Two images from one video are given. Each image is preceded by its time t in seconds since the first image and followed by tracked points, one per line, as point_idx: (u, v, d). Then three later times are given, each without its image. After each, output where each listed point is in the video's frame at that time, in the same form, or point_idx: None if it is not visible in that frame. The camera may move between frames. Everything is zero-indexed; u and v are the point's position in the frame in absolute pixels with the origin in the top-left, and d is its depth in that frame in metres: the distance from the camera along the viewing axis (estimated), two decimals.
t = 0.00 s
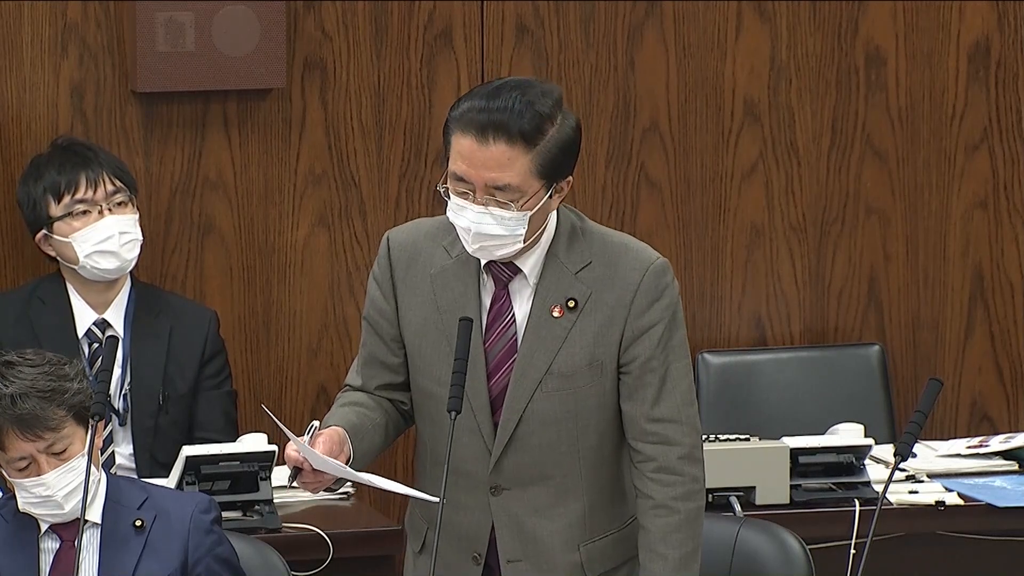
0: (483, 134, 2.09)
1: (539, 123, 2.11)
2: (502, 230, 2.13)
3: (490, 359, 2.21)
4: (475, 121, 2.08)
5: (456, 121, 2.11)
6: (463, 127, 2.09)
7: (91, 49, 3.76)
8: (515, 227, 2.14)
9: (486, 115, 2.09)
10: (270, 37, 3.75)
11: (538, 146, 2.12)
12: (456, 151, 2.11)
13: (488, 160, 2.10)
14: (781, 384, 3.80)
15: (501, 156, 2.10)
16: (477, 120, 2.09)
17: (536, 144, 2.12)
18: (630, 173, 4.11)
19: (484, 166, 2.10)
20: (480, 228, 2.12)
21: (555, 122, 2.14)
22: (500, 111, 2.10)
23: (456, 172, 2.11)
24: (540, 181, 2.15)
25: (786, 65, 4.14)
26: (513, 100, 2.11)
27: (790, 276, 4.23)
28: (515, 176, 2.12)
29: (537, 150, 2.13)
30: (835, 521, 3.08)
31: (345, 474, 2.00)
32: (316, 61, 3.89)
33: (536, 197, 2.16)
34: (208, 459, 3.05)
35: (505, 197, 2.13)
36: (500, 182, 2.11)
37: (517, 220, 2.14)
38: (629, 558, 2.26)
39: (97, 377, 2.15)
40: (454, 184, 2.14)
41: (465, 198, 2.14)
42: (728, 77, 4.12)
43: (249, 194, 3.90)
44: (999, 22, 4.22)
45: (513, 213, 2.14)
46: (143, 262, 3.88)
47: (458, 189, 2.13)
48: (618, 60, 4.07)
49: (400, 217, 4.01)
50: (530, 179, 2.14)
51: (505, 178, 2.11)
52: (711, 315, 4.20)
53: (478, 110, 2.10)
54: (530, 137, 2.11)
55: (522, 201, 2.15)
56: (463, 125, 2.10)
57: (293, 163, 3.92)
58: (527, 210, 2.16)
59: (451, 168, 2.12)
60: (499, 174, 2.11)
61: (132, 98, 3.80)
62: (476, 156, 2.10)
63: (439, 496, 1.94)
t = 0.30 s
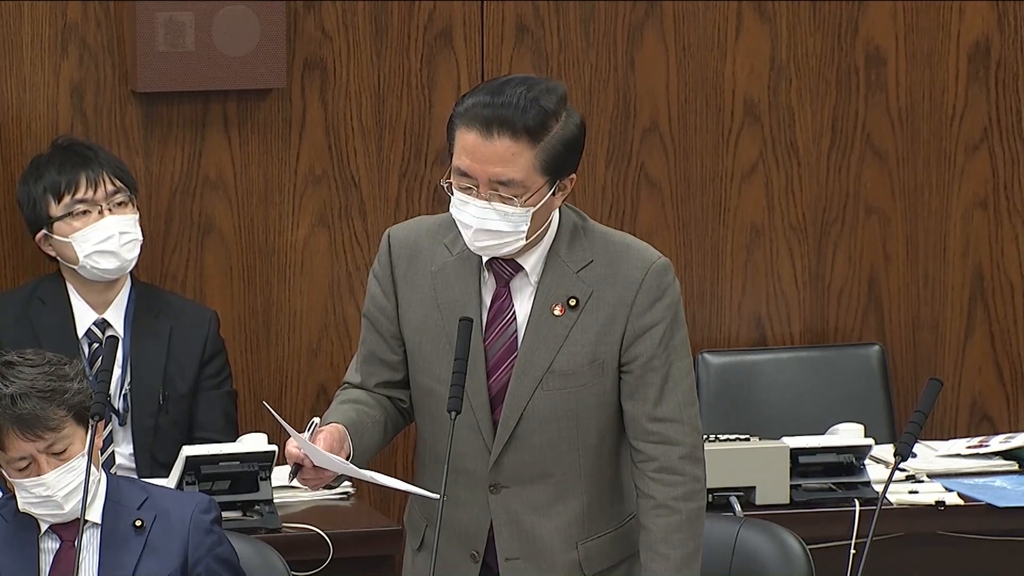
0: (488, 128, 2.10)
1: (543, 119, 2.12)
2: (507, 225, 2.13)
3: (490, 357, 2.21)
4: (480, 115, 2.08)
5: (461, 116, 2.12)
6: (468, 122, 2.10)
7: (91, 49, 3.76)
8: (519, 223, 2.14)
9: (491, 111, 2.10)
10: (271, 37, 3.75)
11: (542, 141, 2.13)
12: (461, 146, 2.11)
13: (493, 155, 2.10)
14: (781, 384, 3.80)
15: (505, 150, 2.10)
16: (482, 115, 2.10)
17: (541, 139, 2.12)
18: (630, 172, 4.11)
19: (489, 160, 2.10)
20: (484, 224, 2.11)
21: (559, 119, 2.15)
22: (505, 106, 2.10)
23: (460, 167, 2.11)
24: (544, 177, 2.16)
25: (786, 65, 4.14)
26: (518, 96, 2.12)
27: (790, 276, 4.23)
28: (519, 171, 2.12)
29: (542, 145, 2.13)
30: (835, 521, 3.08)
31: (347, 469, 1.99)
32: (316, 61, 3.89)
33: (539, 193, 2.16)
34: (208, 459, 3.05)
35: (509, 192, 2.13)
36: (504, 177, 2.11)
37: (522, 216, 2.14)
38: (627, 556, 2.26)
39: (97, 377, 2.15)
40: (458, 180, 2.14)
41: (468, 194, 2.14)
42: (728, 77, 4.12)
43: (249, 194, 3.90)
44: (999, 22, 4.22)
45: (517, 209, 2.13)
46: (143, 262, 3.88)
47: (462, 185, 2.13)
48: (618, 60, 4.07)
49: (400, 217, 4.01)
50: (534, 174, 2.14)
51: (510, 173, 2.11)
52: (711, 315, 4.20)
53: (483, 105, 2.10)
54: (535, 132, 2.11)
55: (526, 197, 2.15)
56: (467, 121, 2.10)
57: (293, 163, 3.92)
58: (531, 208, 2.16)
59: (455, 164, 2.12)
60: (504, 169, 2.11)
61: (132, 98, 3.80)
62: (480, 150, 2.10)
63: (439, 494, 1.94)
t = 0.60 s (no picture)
0: (488, 125, 2.10)
1: (544, 115, 2.12)
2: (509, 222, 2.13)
3: (492, 358, 2.21)
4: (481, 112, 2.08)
5: (462, 114, 2.11)
6: (469, 119, 2.10)
7: (91, 49, 3.76)
8: (522, 220, 2.14)
9: (492, 108, 2.10)
10: (270, 37, 3.76)
11: (543, 138, 2.13)
12: (462, 144, 2.11)
13: (494, 152, 2.10)
14: (782, 384, 3.80)
15: (506, 146, 2.10)
16: (484, 113, 2.10)
17: (542, 136, 2.12)
18: (630, 172, 4.11)
19: (490, 157, 2.10)
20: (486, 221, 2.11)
21: (560, 116, 2.15)
22: (506, 103, 2.10)
23: (462, 165, 2.11)
24: (545, 174, 2.15)
25: (786, 65, 4.14)
26: (519, 93, 2.12)
27: (790, 276, 4.23)
28: (521, 168, 2.12)
29: (543, 142, 2.13)
30: (835, 521, 3.08)
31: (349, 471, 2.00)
32: (316, 61, 3.89)
33: (541, 190, 2.16)
34: (208, 459, 3.05)
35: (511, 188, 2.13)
36: (505, 173, 2.11)
37: (524, 213, 2.14)
38: (628, 557, 2.25)
39: (97, 377, 2.15)
40: (460, 178, 2.14)
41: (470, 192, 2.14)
42: (728, 77, 4.12)
43: (250, 194, 3.90)
44: (999, 22, 4.22)
45: (519, 206, 2.13)
46: (143, 262, 3.88)
47: (463, 183, 2.14)
48: (618, 60, 4.07)
49: (400, 217, 4.01)
50: (535, 171, 2.13)
51: (511, 169, 2.11)
52: (711, 315, 4.20)
53: (483, 102, 2.10)
54: (536, 129, 2.11)
55: (528, 194, 2.15)
56: (468, 119, 2.10)
57: (293, 163, 3.92)
58: (533, 205, 2.16)
59: (456, 162, 2.12)
60: (505, 165, 2.11)
61: (132, 98, 3.80)
62: (481, 148, 2.10)
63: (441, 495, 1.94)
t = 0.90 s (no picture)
0: (487, 124, 2.10)
1: (543, 113, 2.12)
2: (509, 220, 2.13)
3: (493, 358, 2.21)
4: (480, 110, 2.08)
5: (460, 113, 2.11)
6: (467, 118, 2.10)
7: (91, 49, 3.76)
8: (522, 218, 2.14)
9: (489, 106, 2.10)
10: (270, 38, 3.76)
11: (542, 135, 2.12)
12: (461, 143, 2.11)
13: (493, 151, 2.10)
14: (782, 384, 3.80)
15: (505, 145, 2.10)
16: (482, 111, 2.10)
17: (541, 134, 2.12)
18: (630, 172, 4.11)
19: (490, 154, 2.10)
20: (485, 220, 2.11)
21: (559, 114, 2.15)
22: (504, 102, 2.11)
23: (461, 163, 2.11)
24: (545, 171, 2.15)
25: (786, 65, 4.14)
26: (517, 92, 2.12)
27: (790, 276, 4.22)
28: (520, 165, 2.12)
29: (542, 139, 2.13)
30: (835, 521, 3.08)
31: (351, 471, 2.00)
32: (316, 61, 3.89)
33: (540, 188, 2.16)
34: (208, 459, 3.05)
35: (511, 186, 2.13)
36: (504, 171, 2.11)
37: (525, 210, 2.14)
38: (629, 557, 2.25)
39: (96, 377, 2.15)
40: (459, 176, 2.14)
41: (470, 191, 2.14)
42: (728, 77, 4.12)
43: (250, 194, 3.90)
44: (999, 22, 4.22)
45: (519, 204, 2.13)
46: (143, 262, 3.88)
47: (463, 181, 2.14)
48: (618, 60, 4.07)
49: (400, 217, 4.01)
50: (535, 168, 2.13)
51: (510, 167, 2.11)
52: (711, 315, 4.20)
53: (482, 101, 2.10)
54: (535, 126, 2.11)
55: (528, 191, 2.15)
56: (467, 118, 2.10)
57: (293, 163, 3.92)
58: (534, 202, 2.16)
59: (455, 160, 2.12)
60: (504, 164, 2.11)
61: (132, 98, 3.80)
62: (480, 146, 2.10)
63: (441, 493, 1.93)
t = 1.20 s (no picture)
0: (504, 107, 2.10)
1: (554, 94, 2.14)
2: (535, 199, 2.13)
3: (493, 358, 2.20)
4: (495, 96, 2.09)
5: (469, 105, 2.12)
6: (480, 107, 2.10)
7: (91, 49, 3.76)
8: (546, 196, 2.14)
9: (502, 93, 2.11)
10: (270, 38, 3.76)
11: (557, 114, 2.14)
12: (478, 129, 2.11)
13: (515, 132, 2.10)
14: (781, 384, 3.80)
15: (527, 124, 2.10)
16: (495, 97, 2.10)
17: (557, 112, 2.13)
18: (630, 172, 4.11)
19: (510, 136, 2.10)
20: (514, 202, 2.11)
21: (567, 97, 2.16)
22: (516, 86, 2.12)
23: (479, 148, 2.11)
24: (561, 150, 2.16)
25: (786, 65, 4.14)
26: (524, 78, 2.13)
27: (790, 276, 4.23)
28: (542, 141, 2.12)
29: (558, 118, 2.14)
30: (835, 521, 3.08)
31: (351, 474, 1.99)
32: (316, 61, 3.89)
33: (558, 168, 2.17)
34: (208, 459, 3.05)
35: (535, 164, 2.13)
36: (528, 149, 2.12)
37: (547, 189, 2.15)
38: (629, 557, 2.24)
39: (96, 377, 2.15)
40: (476, 164, 2.14)
41: (490, 179, 2.14)
42: (728, 77, 4.12)
43: (250, 194, 3.90)
44: (999, 22, 4.22)
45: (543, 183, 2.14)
46: (143, 262, 3.88)
47: (479, 168, 2.14)
48: (618, 59, 4.07)
49: (400, 217, 4.01)
50: (553, 147, 2.14)
51: (535, 143, 2.12)
52: (711, 315, 4.20)
53: (493, 89, 2.11)
54: (550, 106, 2.12)
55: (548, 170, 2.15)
56: (481, 105, 2.11)
57: (293, 163, 3.92)
58: (554, 182, 2.17)
59: (471, 147, 2.12)
60: (526, 142, 2.11)
61: (132, 98, 3.80)
62: (499, 130, 2.10)
63: (442, 494, 1.93)
